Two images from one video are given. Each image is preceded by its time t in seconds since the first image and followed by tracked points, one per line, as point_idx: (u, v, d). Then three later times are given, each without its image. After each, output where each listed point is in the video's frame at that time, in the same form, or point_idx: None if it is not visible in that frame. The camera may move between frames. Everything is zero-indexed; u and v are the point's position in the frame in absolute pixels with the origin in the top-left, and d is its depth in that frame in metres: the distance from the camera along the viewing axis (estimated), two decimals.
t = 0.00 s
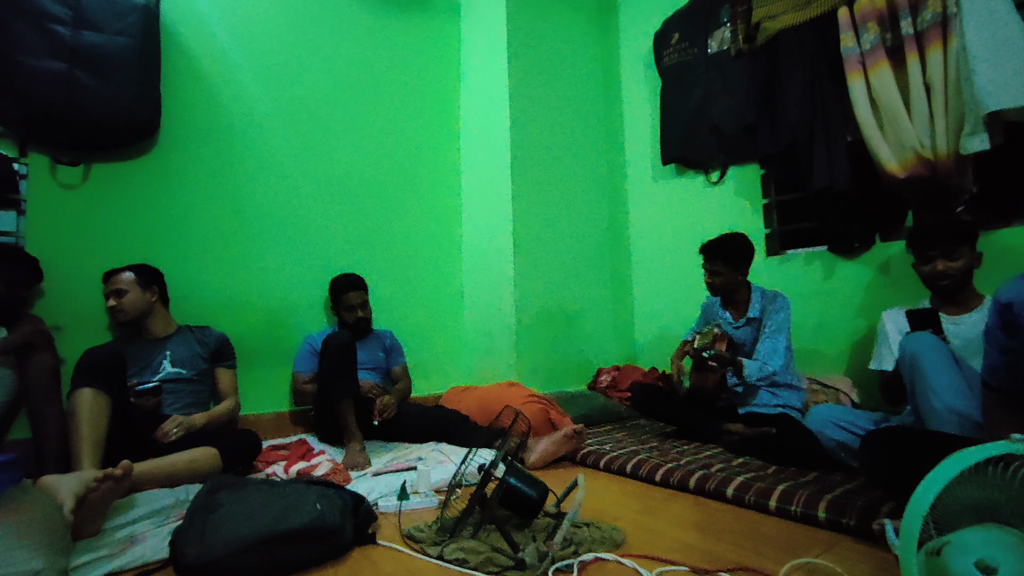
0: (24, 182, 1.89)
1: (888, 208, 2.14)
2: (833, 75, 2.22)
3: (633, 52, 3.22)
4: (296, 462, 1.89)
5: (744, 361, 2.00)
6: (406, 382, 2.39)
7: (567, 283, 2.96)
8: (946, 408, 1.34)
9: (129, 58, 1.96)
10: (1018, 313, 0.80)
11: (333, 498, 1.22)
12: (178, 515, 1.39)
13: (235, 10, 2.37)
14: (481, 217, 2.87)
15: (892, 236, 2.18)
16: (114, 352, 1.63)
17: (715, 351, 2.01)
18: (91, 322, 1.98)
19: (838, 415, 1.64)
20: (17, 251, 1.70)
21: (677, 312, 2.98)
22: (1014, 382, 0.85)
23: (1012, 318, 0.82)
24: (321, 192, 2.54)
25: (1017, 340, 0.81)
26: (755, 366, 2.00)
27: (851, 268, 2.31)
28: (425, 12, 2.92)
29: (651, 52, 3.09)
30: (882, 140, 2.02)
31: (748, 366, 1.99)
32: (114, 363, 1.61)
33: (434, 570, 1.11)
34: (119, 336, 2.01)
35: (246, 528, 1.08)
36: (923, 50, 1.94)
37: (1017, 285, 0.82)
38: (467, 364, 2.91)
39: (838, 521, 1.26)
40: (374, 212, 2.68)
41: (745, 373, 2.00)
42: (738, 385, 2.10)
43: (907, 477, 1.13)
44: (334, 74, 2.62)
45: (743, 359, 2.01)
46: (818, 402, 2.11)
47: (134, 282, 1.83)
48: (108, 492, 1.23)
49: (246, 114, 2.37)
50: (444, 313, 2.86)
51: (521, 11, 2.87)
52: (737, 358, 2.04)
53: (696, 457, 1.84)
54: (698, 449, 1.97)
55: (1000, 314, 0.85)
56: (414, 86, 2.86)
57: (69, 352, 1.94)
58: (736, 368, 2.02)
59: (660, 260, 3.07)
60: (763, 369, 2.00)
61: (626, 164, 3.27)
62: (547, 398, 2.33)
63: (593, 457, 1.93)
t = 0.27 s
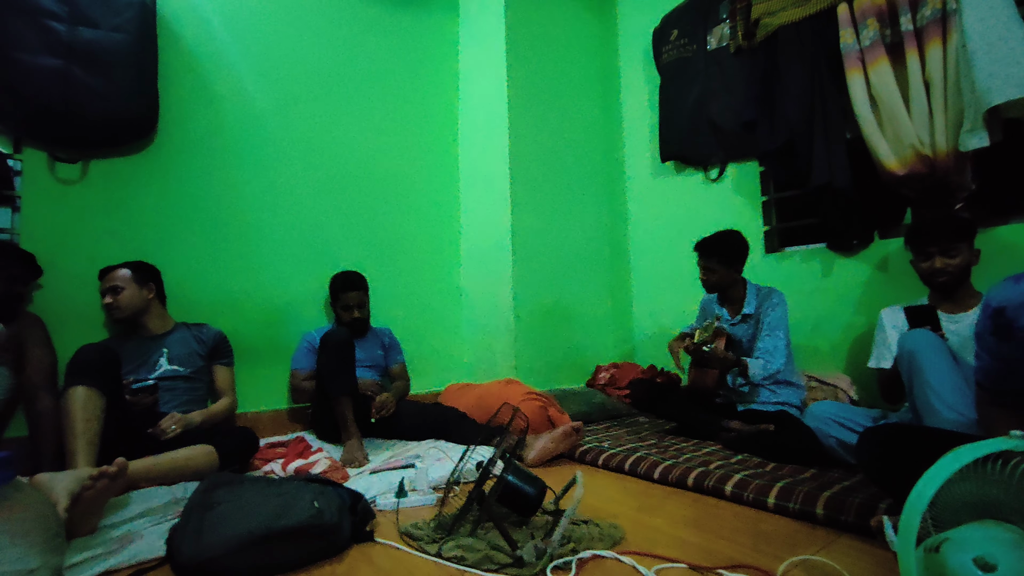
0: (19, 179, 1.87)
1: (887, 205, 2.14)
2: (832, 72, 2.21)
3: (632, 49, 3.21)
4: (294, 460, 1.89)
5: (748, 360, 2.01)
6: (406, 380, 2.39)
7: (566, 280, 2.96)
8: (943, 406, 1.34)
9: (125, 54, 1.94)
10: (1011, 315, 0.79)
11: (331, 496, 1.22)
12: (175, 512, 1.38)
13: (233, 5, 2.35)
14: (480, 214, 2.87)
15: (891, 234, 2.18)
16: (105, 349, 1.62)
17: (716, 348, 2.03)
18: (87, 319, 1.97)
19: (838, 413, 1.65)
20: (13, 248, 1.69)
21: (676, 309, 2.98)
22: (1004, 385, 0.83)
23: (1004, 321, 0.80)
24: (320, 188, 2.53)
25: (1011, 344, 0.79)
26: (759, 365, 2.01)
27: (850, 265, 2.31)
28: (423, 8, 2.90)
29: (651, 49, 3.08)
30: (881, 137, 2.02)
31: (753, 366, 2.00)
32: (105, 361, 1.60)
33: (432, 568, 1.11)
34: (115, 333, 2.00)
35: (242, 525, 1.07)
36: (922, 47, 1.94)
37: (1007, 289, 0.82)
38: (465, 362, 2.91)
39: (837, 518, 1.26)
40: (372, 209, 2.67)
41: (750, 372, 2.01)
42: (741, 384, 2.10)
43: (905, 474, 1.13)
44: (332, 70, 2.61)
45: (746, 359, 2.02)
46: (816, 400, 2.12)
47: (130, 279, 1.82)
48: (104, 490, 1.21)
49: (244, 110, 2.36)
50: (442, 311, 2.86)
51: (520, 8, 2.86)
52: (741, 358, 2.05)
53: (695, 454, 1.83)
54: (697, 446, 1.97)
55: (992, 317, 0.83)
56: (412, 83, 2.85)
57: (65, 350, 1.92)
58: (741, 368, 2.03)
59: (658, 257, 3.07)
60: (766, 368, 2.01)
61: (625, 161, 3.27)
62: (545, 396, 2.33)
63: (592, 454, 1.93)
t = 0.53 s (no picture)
0: (16, 176, 1.86)
1: (887, 203, 2.13)
2: (832, 70, 2.21)
3: (631, 48, 3.21)
4: (292, 457, 1.89)
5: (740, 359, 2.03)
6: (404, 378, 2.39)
7: (564, 278, 2.96)
8: (942, 405, 1.34)
9: (124, 51, 1.94)
10: (1009, 315, 0.78)
11: (330, 494, 1.22)
12: (173, 510, 1.38)
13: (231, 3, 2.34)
14: (479, 212, 2.86)
15: (889, 233, 2.18)
16: (100, 347, 1.61)
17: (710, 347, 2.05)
18: (85, 317, 1.97)
19: (837, 411, 1.66)
20: (11, 246, 1.68)
21: (675, 308, 2.98)
22: (1003, 385, 0.83)
23: (1002, 322, 0.79)
24: (319, 186, 2.53)
25: (1010, 346, 0.79)
26: (751, 364, 2.04)
27: (848, 264, 2.31)
28: (423, 6, 2.89)
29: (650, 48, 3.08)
30: (880, 136, 2.01)
31: (744, 364, 2.04)
32: (100, 359, 1.59)
33: (431, 566, 1.11)
34: (113, 331, 2.00)
35: (241, 523, 1.08)
36: (922, 46, 1.94)
37: (1004, 289, 0.80)
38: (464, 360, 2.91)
39: (835, 515, 1.26)
40: (371, 207, 2.67)
41: (741, 371, 2.04)
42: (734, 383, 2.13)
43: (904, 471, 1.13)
44: (331, 68, 2.60)
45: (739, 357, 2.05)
46: (815, 398, 2.12)
47: (128, 276, 1.82)
48: (99, 488, 1.23)
49: (242, 108, 2.35)
50: (441, 309, 2.86)
51: (519, 6, 2.85)
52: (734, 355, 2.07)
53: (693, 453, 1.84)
54: (695, 445, 1.97)
55: (991, 318, 0.82)
56: (411, 81, 2.84)
57: (63, 348, 1.92)
58: (733, 367, 2.06)
59: (657, 255, 3.08)
60: (759, 368, 2.03)
61: (624, 159, 3.27)
62: (544, 394, 2.33)
63: (590, 452, 1.93)
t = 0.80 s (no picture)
0: (16, 175, 1.87)
1: (887, 203, 2.13)
2: (832, 70, 2.21)
3: (632, 47, 3.21)
4: (291, 457, 1.88)
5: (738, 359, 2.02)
6: (404, 378, 2.40)
7: (564, 278, 2.95)
8: (942, 405, 1.34)
9: (122, 50, 1.93)
10: (1010, 315, 0.79)
11: (330, 494, 1.23)
12: (173, 509, 1.39)
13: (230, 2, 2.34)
14: (478, 212, 2.86)
15: (889, 232, 2.18)
16: (97, 347, 1.61)
17: (705, 341, 2.04)
18: (84, 317, 1.97)
19: (836, 411, 1.66)
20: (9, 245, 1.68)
21: (675, 307, 2.98)
22: (1003, 386, 0.83)
23: (1003, 321, 0.80)
24: (318, 185, 2.52)
25: (1011, 345, 0.79)
26: (748, 364, 2.03)
27: (848, 264, 2.31)
28: (423, 5, 2.89)
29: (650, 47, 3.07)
30: (880, 136, 2.01)
31: (741, 364, 2.02)
32: (98, 359, 1.59)
33: (430, 565, 1.11)
34: (112, 331, 2.00)
35: (240, 523, 1.08)
36: (922, 46, 1.94)
37: (1007, 288, 0.81)
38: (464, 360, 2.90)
39: (834, 515, 1.26)
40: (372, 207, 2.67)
41: (738, 369, 2.03)
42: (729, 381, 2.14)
43: (905, 471, 1.13)
44: (331, 67, 2.60)
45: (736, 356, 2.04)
46: (814, 398, 2.12)
47: (128, 276, 1.82)
48: (96, 488, 1.22)
49: (242, 107, 2.35)
50: (441, 309, 2.86)
51: (519, 5, 2.85)
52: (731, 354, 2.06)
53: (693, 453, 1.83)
54: (695, 445, 1.97)
55: (991, 317, 0.83)
56: (411, 80, 2.84)
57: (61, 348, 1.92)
58: (729, 365, 2.04)
59: (657, 255, 3.08)
60: (756, 369, 2.03)
61: (624, 159, 3.26)
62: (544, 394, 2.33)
63: (589, 452, 1.93)
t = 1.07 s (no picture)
0: (16, 175, 1.88)
1: (886, 204, 2.14)
2: (832, 71, 2.21)
3: (632, 47, 3.21)
4: (291, 457, 1.88)
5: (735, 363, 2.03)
6: (405, 378, 2.41)
7: (563, 277, 2.96)
8: (941, 406, 1.34)
9: (122, 50, 1.94)
10: (1011, 318, 0.77)
11: (330, 493, 1.24)
12: (173, 509, 1.39)
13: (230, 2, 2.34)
14: (478, 212, 2.86)
15: (888, 233, 2.19)
16: (98, 347, 1.61)
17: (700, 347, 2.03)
18: (85, 317, 1.97)
19: (835, 412, 1.66)
20: (9, 245, 1.68)
21: (675, 307, 2.98)
22: (1002, 386, 0.83)
23: (1004, 323, 0.79)
24: (318, 185, 2.53)
25: (1011, 348, 0.78)
26: (746, 369, 2.05)
27: (847, 264, 2.31)
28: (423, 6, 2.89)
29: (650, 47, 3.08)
30: (879, 136, 2.02)
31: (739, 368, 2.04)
32: (99, 359, 1.59)
33: (430, 565, 1.11)
34: (112, 330, 2.00)
35: (241, 522, 1.08)
36: (921, 46, 1.94)
37: (1009, 291, 0.78)
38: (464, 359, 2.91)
39: (833, 515, 1.26)
40: (372, 207, 2.67)
41: (735, 375, 2.05)
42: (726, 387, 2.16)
43: (904, 471, 1.13)
44: (331, 68, 2.60)
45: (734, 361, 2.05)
46: (814, 398, 2.12)
47: (128, 276, 1.82)
48: (97, 487, 1.23)
49: (242, 107, 2.35)
50: (441, 308, 2.86)
51: (519, 5, 2.85)
52: (729, 359, 2.07)
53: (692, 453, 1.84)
54: (694, 445, 1.97)
55: (992, 318, 0.82)
56: (410, 80, 2.84)
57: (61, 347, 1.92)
58: (727, 370, 2.06)
59: (657, 255, 3.08)
60: (755, 373, 2.04)
61: (624, 159, 3.27)
62: (544, 394, 2.33)
63: (589, 452, 1.94)
